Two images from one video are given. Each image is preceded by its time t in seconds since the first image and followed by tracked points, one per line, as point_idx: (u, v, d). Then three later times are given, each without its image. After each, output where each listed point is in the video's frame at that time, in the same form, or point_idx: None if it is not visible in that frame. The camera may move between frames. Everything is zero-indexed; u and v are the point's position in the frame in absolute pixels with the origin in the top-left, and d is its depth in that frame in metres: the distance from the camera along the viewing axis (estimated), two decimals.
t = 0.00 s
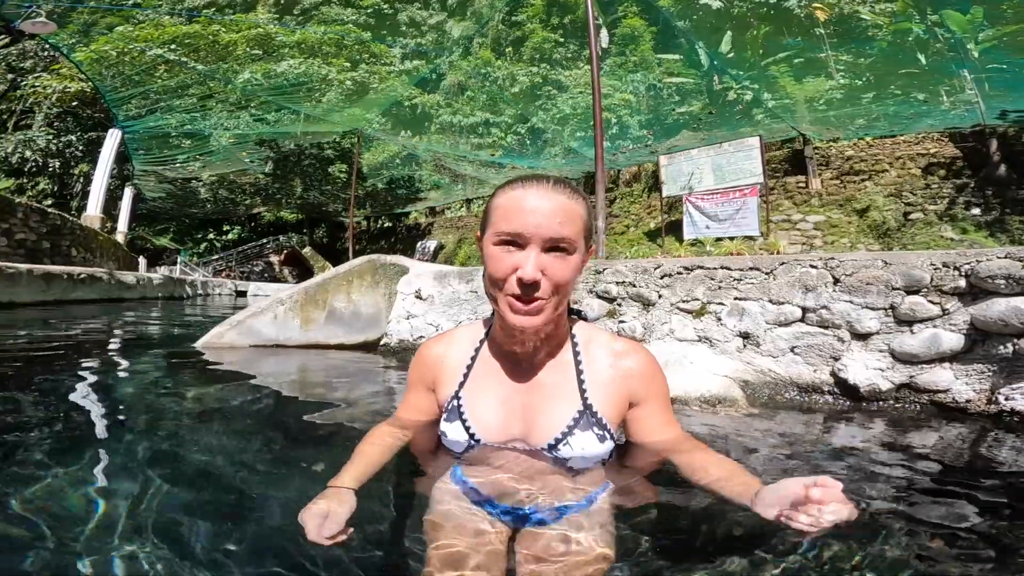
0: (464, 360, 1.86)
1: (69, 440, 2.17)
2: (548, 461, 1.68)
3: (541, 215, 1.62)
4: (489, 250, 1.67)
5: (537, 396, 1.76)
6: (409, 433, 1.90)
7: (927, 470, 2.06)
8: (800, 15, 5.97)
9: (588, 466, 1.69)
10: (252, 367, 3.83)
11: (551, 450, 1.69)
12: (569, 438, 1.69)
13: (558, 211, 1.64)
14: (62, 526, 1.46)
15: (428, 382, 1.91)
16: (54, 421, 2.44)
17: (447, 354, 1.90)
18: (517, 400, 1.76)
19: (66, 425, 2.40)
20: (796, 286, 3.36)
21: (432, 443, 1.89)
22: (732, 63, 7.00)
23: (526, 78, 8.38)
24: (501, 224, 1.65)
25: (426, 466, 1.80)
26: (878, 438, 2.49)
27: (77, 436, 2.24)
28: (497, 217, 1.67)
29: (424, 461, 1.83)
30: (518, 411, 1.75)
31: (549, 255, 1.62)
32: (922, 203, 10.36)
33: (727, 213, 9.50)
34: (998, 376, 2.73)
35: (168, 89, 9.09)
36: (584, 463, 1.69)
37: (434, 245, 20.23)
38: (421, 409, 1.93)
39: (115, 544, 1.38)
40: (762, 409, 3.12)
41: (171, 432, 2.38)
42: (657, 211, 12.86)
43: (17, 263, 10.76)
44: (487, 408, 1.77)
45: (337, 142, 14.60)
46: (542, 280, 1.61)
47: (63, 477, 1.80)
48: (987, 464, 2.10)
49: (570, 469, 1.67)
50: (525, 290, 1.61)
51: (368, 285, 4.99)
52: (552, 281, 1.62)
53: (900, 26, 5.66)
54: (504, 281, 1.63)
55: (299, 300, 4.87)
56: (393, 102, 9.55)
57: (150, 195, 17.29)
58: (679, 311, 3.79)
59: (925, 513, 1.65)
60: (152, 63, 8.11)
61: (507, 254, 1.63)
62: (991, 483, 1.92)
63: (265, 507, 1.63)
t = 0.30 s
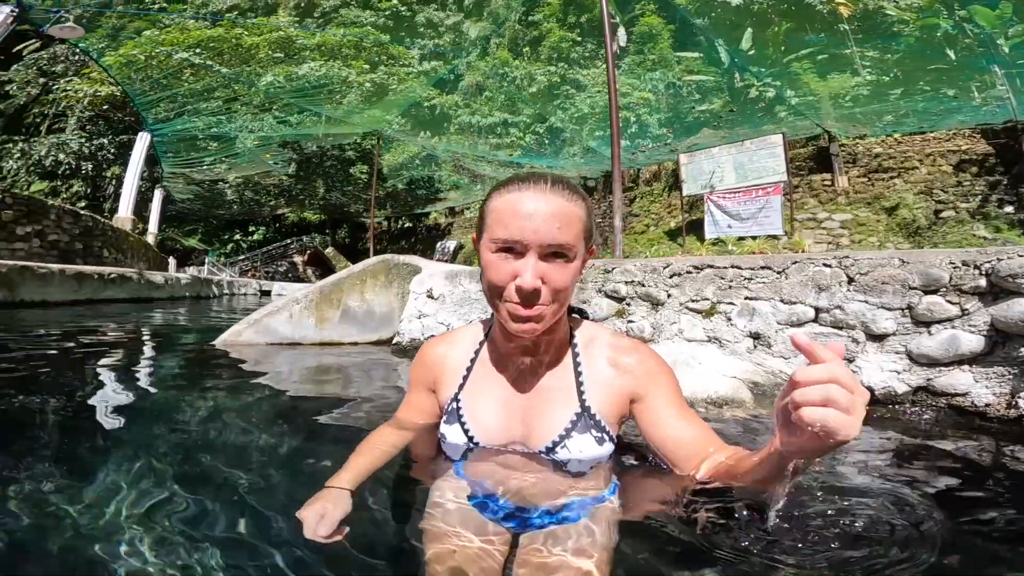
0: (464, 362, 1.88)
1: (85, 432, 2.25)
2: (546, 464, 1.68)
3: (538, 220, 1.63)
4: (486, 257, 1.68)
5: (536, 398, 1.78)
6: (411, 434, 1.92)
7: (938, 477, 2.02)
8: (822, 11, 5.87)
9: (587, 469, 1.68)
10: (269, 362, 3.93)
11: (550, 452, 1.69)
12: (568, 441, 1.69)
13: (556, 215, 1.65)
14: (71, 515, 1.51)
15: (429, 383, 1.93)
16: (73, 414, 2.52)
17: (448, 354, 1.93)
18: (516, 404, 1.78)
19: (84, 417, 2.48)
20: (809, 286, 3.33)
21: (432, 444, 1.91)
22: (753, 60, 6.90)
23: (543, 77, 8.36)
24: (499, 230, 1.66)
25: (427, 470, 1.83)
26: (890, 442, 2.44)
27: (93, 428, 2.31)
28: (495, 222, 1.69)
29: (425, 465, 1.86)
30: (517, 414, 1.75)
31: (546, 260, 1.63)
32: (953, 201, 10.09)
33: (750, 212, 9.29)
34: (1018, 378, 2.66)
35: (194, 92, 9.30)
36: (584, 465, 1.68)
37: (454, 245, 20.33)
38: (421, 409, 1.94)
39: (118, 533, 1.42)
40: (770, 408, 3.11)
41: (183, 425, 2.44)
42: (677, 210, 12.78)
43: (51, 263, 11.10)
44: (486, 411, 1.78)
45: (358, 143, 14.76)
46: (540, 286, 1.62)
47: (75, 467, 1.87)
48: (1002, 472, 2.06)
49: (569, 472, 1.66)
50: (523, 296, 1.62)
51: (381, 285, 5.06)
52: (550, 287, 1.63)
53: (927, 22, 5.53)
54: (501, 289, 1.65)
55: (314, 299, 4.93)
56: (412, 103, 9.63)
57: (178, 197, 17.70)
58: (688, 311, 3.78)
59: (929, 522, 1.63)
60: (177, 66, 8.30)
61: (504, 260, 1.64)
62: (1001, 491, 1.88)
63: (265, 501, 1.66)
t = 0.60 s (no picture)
0: (469, 359, 1.90)
1: (107, 422, 2.32)
2: (549, 464, 1.68)
3: (548, 215, 1.62)
4: (494, 252, 1.68)
5: (540, 396, 1.77)
6: (415, 430, 1.93)
7: (963, 476, 1.96)
8: (847, 6, 5.74)
9: (590, 469, 1.68)
10: (288, 359, 4.01)
11: (553, 453, 1.69)
12: (570, 442, 1.69)
13: (566, 209, 1.64)
14: (87, 504, 1.55)
15: (433, 378, 1.95)
16: (97, 405, 2.59)
17: (453, 350, 1.95)
18: (519, 403, 1.78)
19: (107, 409, 2.55)
20: (830, 283, 3.25)
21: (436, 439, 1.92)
22: (776, 57, 6.78)
23: (563, 76, 8.34)
24: (508, 224, 1.66)
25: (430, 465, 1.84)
26: (912, 442, 2.38)
27: (116, 418, 2.39)
28: (504, 217, 1.68)
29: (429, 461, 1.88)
30: (520, 413, 1.76)
31: (555, 255, 1.62)
32: (987, 198, 9.78)
33: (774, 210, 9.27)
34: None
35: (220, 95, 9.49)
36: (588, 466, 1.67)
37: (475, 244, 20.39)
38: (424, 405, 1.95)
39: (132, 523, 1.46)
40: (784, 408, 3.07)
41: (201, 418, 2.49)
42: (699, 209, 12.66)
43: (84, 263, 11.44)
44: (489, 409, 1.78)
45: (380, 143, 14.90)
46: (549, 282, 1.61)
47: (95, 457, 1.92)
48: None
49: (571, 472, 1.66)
50: (532, 291, 1.62)
51: (397, 282, 5.07)
52: (559, 284, 1.62)
53: (958, 16, 5.37)
54: (509, 284, 1.65)
55: (330, 297, 4.98)
56: (432, 103, 9.69)
57: (206, 197, 18.09)
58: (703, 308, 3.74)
59: (948, 521, 1.59)
60: (204, 69, 8.48)
61: (512, 255, 1.63)
62: None
63: (274, 493, 1.69)
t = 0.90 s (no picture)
0: (478, 361, 1.93)
1: (128, 416, 2.39)
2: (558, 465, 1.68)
3: (554, 218, 1.62)
4: (500, 255, 1.69)
5: (548, 400, 1.79)
6: (426, 431, 1.98)
7: (983, 482, 1.91)
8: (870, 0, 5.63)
9: (600, 470, 1.67)
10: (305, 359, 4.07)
11: (562, 454, 1.70)
12: (579, 445, 1.69)
13: (572, 212, 1.64)
14: (105, 491, 1.61)
15: (444, 381, 2.01)
16: (120, 400, 2.67)
17: (463, 352, 1.99)
18: (528, 406, 1.80)
19: (129, 404, 2.63)
20: (847, 284, 3.21)
21: (446, 439, 1.95)
22: (798, 54, 6.67)
23: (580, 75, 8.32)
24: (514, 228, 1.66)
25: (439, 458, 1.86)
26: (930, 447, 2.33)
27: (137, 413, 2.46)
28: (510, 220, 1.69)
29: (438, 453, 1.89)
30: (528, 416, 1.78)
31: (561, 259, 1.62)
32: (1019, 196, 9.50)
33: (797, 209, 9.11)
34: None
35: (243, 97, 9.66)
36: (596, 467, 1.67)
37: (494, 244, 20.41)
38: (436, 407, 2.02)
39: (148, 509, 1.51)
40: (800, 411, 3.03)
41: (218, 413, 2.55)
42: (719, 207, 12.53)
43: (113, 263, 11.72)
44: (497, 411, 1.81)
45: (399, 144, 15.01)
46: (555, 286, 1.62)
47: (117, 448, 1.98)
48: None
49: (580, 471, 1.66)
50: (538, 296, 1.63)
51: (412, 282, 5.11)
52: (566, 287, 1.63)
53: (985, 12, 5.23)
54: (516, 287, 1.66)
55: (347, 297, 5.03)
56: (449, 104, 9.73)
57: (230, 199, 18.43)
58: (717, 309, 3.71)
59: (961, 526, 1.55)
60: (227, 72, 8.64)
61: (518, 259, 1.65)
62: None
63: (288, 484, 1.72)
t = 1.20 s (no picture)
0: (482, 359, 1.94)
1: (137, 412, 2.42)
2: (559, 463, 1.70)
3: (563, 217, 1.63)
4: (509, 254, 1.70)
5: (551, 399, 1.80)
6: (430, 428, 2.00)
7: (988, 484, 1.89)
8: None
9: (600, 468, 1.68)
10: (312, 357, 4.10)
11: (563, 452, 1.71)
12: (580, 443, 1.70)
13: (581, 212, 1.65)
14: (111, 485, 1.64)
15: (448, 378, 2.02)
16: (129, 397, 2.71)
17: (467, 350, 1.99)
18: (531, 404, 1.81)
19: (139, 400, 2.67)
20: (855, 284, 3.19)
21: (450, 437, 1.97)
22: (809, 52, 6.61)
23: (589, 75, 8.31)
24: (523, 226, 1.67)
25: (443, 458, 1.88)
26: (936, 448, 2.31)
27: (145, 409, 2.50)
28: (518, 218, 1.70)
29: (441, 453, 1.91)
30: (531, 414, 1.79)
31: (569, 258, 1.63)
32: None
33: (810, 208, 8.98)
34: None
35: (255, 98, 9.74)
36: (598, 466, 1.68)
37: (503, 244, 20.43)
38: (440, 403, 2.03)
39: (152, 502, 1.54)
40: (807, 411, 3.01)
41: (225, 409, 2.58)
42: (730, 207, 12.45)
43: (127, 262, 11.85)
44: (500, 409, 1.82)
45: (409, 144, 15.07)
46: (563, 285, 1.63)
47: (128, 443, 2.01)
48: None
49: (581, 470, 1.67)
50: (545, 294, 1.64)
51: (420, 281, 5.14)
52: (573, 286, 1.64)
53: (999, 9, 5.16)
54: (524, 286, 1.67)
55: (355, 296, 5.06)
56: (458, 103, 9.77)
57: (242, 199, 18.60)
58: (723, 309, 3.69)
59: (960, 526, 1.54)
60: (239, 73, 8.72)
61: (526, 258, 1.65)
62: None
63: (297, 479, 1.75)
